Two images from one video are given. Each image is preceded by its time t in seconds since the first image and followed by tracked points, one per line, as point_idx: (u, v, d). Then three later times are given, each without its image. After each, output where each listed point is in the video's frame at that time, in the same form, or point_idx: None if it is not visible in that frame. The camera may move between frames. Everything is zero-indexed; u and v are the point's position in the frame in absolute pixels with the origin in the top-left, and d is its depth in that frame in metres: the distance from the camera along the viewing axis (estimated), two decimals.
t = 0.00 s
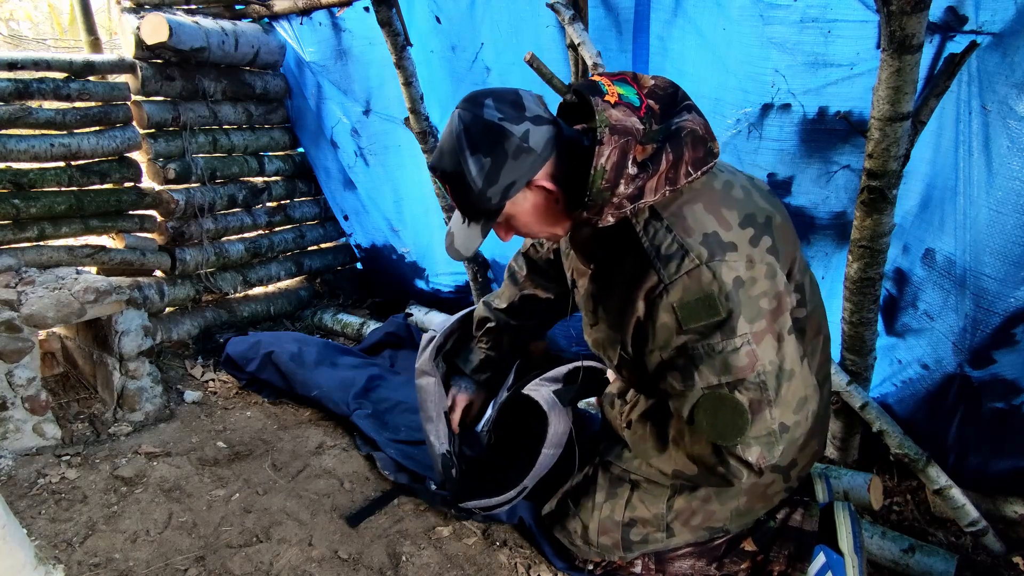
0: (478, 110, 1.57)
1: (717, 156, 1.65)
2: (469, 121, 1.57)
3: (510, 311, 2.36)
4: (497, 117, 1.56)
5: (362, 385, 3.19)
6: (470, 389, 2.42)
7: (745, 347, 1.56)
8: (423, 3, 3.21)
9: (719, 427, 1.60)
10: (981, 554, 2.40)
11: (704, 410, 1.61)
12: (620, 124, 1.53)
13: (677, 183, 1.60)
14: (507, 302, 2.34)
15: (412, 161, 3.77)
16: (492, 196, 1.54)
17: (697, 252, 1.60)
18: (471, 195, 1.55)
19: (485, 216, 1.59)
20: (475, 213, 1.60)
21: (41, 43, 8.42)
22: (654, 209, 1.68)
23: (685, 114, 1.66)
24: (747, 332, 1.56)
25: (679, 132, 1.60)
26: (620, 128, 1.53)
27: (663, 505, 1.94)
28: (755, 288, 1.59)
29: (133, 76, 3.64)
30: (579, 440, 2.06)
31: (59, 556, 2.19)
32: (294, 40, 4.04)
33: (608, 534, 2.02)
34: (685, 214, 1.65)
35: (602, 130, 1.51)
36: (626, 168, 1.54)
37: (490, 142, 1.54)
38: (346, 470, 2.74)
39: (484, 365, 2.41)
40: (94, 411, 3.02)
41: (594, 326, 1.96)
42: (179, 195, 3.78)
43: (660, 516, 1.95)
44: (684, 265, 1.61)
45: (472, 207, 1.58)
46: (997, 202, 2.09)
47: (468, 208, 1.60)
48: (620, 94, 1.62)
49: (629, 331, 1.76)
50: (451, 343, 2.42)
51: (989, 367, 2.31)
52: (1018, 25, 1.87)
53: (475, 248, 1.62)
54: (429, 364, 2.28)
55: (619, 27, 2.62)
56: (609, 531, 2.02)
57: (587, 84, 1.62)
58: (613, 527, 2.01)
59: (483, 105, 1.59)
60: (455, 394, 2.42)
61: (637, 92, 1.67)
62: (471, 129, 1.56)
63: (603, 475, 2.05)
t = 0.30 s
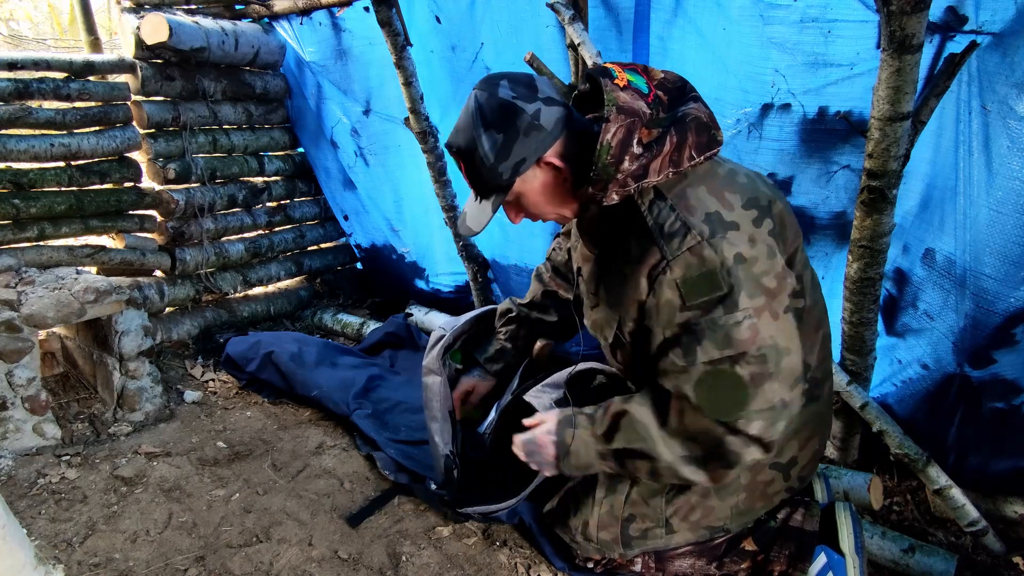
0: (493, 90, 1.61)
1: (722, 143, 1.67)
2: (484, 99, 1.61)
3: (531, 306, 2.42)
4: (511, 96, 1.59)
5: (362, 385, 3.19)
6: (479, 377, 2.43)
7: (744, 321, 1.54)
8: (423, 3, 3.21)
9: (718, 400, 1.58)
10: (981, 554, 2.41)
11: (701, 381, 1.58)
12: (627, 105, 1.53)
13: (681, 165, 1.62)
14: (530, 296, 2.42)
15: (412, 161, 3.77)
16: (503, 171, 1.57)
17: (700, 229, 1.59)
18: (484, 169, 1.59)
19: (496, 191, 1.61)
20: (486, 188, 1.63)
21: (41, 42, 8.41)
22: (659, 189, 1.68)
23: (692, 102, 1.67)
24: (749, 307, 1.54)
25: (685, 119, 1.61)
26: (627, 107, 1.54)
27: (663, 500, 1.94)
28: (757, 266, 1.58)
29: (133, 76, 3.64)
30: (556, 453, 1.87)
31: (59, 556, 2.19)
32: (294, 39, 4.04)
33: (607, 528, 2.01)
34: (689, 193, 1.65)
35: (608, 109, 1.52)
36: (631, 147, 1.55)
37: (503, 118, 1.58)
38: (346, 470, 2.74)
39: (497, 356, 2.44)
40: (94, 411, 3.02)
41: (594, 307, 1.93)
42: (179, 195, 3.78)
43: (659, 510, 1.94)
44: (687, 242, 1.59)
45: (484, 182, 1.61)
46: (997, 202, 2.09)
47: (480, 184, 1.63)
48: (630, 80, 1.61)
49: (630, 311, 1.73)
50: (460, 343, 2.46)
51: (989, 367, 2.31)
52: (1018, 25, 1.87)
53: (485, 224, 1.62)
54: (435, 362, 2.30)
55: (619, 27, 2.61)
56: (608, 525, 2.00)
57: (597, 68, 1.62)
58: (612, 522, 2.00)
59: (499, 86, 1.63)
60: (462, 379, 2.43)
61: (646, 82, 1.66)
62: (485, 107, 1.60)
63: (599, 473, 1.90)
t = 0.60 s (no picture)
0: (517, 98, 1.62)
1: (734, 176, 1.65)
2: (507, 107, 1.62)
3: (530, 300, 2.46)
4: (534, 108, 1.61)
5: (361, 385, 3.18)
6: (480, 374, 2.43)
7: (667, 346, 1.57)
8: (423, 3, 3.21)
9: (608, 388, 1.66)
10: (981, 554, 2.41)
11: (605, 366, 1.66)
12: (643, 136, 1.55)
13: (692, 198, 1.61)
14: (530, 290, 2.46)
15: (412, 162, 3.77)
16: (519, 181, 1.59)
17: (677, 264, 1.56)
18: (501, 176, 1.61)
19: (510, 199, 1.63)
20: (502, 195, 1.64)
21: (41, 43, 8.41)
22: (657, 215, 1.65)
23: (710, 130, 1.65)
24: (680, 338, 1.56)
25: (701, 150, 1.61)
26: (643, 139, 1.56)
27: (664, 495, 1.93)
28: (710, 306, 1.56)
29: (133, 76, 3.64)
30: (483, 446, 1.96)
31: (59, 556, 2.19)
32: (295, 40, 4.04)
33: (608, 522, 2.01)
34: (681, 226, 1.61)
35: (626, 142, 1.55)
36: (643, 180, 1.56)
37: (525, 128, 1.59)
38: (346, 470, 2.74)
39: (492, 351, 2.45)
40: (94, 411, 3.02)
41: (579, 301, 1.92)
42: (179, 195, 3.78)
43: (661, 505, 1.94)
44: (661, 273, 1.57)
45: (500, 189, 1.63)
46: (997, 202, 2.09)
47: (496, 190, 1.65)
48: (650, 105, 1.62)
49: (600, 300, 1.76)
50: (457, 345, 2.47)
51: (989, 367, 2.31)
52: (1018, 25, 1.88)
53: (497, 230, 1.64)
54: (433, 362, 2.30)
55: (619, 27, 2.62)
56: (610, 520, 2.01)
57: (618, 92, 1.63)
58: (614, 516, 2.00)
59: (523, 95, 1.64)
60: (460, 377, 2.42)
61: (666, 103, 1.67)
62: (508, 115, 1.61)
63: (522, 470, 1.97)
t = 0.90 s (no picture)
0: (513, 108, 1.63)
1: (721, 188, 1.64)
2: (503, 116, 1.63)
3: (520, 300, 2.46)
4: (530, 118, 1.62)
5: (361, 385, 3.18)
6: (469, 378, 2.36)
7: (637, 342, 1.58)
8: (423, 3, 3.21)
9: (581, 372, 1.68)
10: (981, 553, 2.41)
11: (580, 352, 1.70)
12: (627, 153, 1.56)
13: (677, 211, 1.59)
14: (520, 290, 2.46)
15: (412, 162, 3.77)
16: (513, 190, 1.61)
17: (652, 271, 1.57)
18: (496, 185, 1.62)
19: (505, 207, 1.65)
20: (496, 203, 1.66)
21: (41, 43, 8.40)
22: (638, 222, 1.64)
23: (697, 141, 1.65)
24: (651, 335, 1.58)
25: (686, 163, 1.60)
26: (628, 155, 1.56)
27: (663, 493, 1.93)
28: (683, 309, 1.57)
29: (133, 76, 3.63)
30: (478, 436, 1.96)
31: (59, 556, 2.19)
32: (295, 40, 4.04)
33: (608, 519, 2.01)
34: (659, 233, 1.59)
35: (611, 158, 1.56)
36: (629, 194, 1.56)
37: (520, 138, 1.61)
38: (346, 470, 2.74)
39: (485, 355, 2.40)
40: (94, 411, 3.02)
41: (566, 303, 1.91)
42: (179, 195, 3.78)
43: (661, 503, 1.94)
44: (636, 279, 1.58)
45: (494, 197, 1.64)
46: (997, 202, 2.09)
47: (491, 197, 1.67)
48: (636, 119, 1.62)
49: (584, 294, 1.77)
50: (449, 346, 2.44)
51: (989, 367, 2.31)
52: (1018, 25, 1.88)
53: (490, 237, 1.66)
54: (427, 363, 2.27)
55: (619, 27, 2.62)
56: (609, 517, 2.01)
57: (603, 105, 1.65)
58: (613, 512, 2.00)
59: (518, 104, 1.65)
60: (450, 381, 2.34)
61: (653, 114, 1.67)
62: (503, 125, 1.62)
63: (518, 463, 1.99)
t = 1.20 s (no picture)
0: (488, 126, 1.63)
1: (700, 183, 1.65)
2: (479, 135, 1.63)
3: (512, 315, 2.41)
4: (505, 133, 1.62)
5: (362, 385, 3.19)
6: (458, 390, 2.42)
7: (633, 343, 1.58)
8: (423, 3, 3.21)
9: (581, 383, 1.68)
10: (981, 554, 2.41)
11: (578, 362, 1.69)
12: (605, 154, 1.56)
13: (659, 208, 1.59)
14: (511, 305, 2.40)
15: (412, 161, 3.77)
16: (496, 205, 1.59)
17: (640, 268, 1.57)
18: (478, 202, 1.61)
19: (488, 222, 1.64)
20: (480, 220, 1.65)
21: (41, 43, 8.40)
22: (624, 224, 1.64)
23: (673, 140, 1.66)
24: (645, 336, 1.57)
25: (663, 161, 1.60)
26: (605, 157, 1.56)
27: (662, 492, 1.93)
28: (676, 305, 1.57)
29: (133, 76, 3.64)
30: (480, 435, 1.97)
31: (59, 556, 2.19)
32: (295, 40, 4.04)
33: (608, 519, 2.00)
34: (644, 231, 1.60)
35: (589, 160, 1.56)
36: (610, 195, 1.56)
37: (498, 155, 1.60)
38: (346, 470, 2.74)
39: (475, 368, 2.44)
40: (94, 411, 3.02)
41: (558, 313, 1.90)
42: (179, 195, 3.78)
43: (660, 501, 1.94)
44: (625, 278, 1.59)
45: (477, 214, 1.63)
46: (997, 202, 2.09)
47: (474, 215, 1.65)
48: (611, 122, 1.63)
49: (573, 305, 1.75)
50: (444, 350, 2.48)
51: (990, 367, 2.31)
52: (1018, 25, 1.88)
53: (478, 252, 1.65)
54: (420, 364, 2.32)
55: (619, 27, 2.62)
56: (609, 515, 2.00)
57: (578, 113, 1.64)
58: (613, 511, 1.99)
59: (493, 122, 1.65)
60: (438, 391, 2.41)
61: (628, 118, 1.67)
62: (480, 143, 1.62)
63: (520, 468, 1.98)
